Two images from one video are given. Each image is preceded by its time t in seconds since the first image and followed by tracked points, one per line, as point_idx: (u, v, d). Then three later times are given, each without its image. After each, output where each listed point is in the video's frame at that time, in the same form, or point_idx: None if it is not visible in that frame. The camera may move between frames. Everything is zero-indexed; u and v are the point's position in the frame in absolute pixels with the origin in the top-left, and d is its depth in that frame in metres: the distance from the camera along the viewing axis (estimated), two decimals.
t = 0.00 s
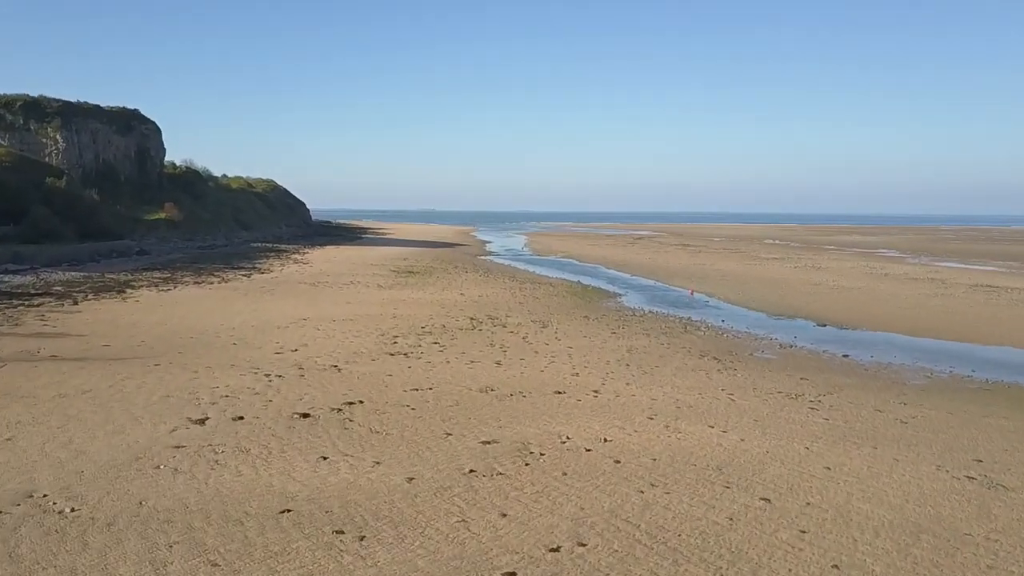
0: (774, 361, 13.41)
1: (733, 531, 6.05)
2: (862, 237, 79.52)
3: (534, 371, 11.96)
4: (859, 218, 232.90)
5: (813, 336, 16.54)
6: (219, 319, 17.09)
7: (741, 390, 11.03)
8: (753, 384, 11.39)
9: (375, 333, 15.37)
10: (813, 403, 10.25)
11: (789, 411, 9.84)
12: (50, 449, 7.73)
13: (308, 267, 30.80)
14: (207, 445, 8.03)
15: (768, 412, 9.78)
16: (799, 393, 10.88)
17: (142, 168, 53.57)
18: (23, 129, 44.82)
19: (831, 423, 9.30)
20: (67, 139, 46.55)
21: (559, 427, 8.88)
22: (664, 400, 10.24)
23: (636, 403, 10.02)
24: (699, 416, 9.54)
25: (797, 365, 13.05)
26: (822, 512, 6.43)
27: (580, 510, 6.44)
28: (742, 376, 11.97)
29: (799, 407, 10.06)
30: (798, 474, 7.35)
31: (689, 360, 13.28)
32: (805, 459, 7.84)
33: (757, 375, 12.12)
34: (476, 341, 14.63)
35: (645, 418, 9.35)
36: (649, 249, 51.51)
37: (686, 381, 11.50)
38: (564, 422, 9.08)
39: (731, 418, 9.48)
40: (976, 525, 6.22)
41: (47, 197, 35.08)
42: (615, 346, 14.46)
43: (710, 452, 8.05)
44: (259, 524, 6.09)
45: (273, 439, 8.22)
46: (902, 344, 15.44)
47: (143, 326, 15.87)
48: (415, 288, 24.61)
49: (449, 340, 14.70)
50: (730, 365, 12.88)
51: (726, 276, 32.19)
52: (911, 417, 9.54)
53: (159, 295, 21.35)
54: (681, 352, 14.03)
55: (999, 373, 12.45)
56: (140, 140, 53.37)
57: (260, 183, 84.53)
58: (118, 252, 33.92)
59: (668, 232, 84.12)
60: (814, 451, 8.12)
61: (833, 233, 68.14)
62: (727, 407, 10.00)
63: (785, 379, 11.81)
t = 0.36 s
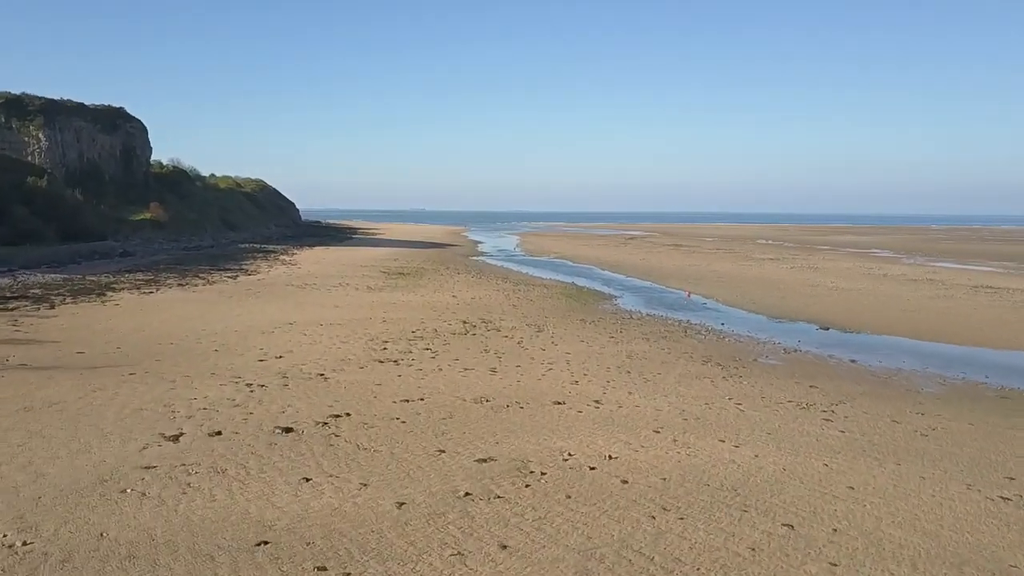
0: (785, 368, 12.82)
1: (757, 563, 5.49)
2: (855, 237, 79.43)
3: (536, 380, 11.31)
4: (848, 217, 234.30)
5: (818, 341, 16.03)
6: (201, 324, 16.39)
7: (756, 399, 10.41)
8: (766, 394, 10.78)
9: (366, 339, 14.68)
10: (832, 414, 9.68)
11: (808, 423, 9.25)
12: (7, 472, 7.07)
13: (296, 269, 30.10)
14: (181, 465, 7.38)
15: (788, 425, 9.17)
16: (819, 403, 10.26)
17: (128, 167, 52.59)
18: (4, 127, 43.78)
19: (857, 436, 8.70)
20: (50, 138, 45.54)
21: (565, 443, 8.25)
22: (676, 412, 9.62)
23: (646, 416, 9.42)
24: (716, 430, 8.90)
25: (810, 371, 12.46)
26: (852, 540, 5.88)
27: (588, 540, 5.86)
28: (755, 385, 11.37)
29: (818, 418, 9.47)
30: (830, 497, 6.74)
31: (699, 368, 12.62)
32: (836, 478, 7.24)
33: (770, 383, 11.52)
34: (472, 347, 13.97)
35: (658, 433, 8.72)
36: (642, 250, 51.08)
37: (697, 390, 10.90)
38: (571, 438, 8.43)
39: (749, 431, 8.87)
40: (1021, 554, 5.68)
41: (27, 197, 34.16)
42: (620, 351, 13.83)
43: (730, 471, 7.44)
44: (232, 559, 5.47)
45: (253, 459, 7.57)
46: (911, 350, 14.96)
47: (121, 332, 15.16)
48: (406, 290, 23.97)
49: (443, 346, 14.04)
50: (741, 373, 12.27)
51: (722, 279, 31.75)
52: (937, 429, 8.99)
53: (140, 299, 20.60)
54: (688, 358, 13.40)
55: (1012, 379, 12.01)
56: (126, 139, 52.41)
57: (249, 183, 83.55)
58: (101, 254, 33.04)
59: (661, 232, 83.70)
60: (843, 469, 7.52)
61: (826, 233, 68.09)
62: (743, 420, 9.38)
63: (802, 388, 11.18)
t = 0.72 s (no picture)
0: (802, 375, 12.11)
1: None
2: (854, 238, 78.96)
3: (538, 394, 10.66)
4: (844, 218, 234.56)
5: (835, 339, 15.31)
6: (187, 321, 15.59)
7: (773, 415, 9.75)
8: (784, 408, 10.14)
9: (360, 347, 13.99)
10: (858, 434, 9.02)
11: (833, 444, 8.62)
12: None
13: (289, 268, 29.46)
14: (155, 484, 6.67)
15: (811, 446, 8.54)
16: (841, 420, 9.61)
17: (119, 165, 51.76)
18: None
19: (885, 460, 8.07)
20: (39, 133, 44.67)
21: (573, 471, 7.60)
22: (688, 432, 8.97)
23: (657, 437, 8.76)
24: (732, 454, 8.27)
25: (827, 380, 11.78)
26: None
27: None
28: (770, 397, 10.72)
29: (844, 438, 8.82)
30: (868, 541, 6.10)
31: (711, 378, 11.94)
32: (869, 518, 6.59)
33: (787, 395, 10.85)
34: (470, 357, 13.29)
35: (670, 458, 8.09)
36: (641, 249, 50.47)
37: (709, 405, 10.23)
38: (578, 465, 7.78)
39: (770, 456, 8.23)
40: None
41: (13, 192, 33.32)
42: (625, 360, 13.15)
43: (755, 506, 6.78)
44: None
45: (235, 481, 6.88)
46: (933, 349, 14.26)
47: (102, 326, 14.33)
48: (402, 292, 23.42)
49: (440, 356, 13.34)
50: (755, 383, 11.59)
51: (725, 274, 31.07)
52: (973, 452, 8.32)
53: (127, 299, 19.92)
54: (697, 366, 12.73)
55: None
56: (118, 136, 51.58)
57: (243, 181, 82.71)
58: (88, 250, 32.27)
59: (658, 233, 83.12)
60: (876, 505, 6.88)
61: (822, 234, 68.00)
62: (762, 441, 8.74)
63: (821, 401, 10.52)
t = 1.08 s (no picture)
0: (819, 384, 11.56)
1: None
2: (857, 238, 78.38)
3: (544, 404, 10.10)
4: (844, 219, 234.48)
5: (849, 344, 14.77)
6: (178, 325, 15.06)
7: (794, 430, 9.19)
8: (804, 420, 9.59)
9: (357, 354, 13.44)
10: (885, 449, 8.46)
11: (859, 462, 8.07)
12: None
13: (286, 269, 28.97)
14: (128, 512, 6.10)
15: (838, 465, 7.98)
16: (864, 433, 9.07)
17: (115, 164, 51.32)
18: None
19: (917, 480, 7.54)
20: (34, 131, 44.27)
21: (585, 493, 7.05)
22: (706, 449, 8.42)
23: (674, 453, 8.21)
24: (755, 473, 7.72)
25: (847, 389, 11.22)
26: None
27: None
28: (788, 408, 10.17)
29: (871, 456, 8.26)
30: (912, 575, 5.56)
31: (724, 386, 11.38)
32: (911, 546, 6.06)
33: (806, 406, 10.29)
34: (471, 365, 12.73)
35: (688, 478, 7.53)
36: (643, 250, 50.01)
37: (725, 417, 9.68)
38: (589, 486, 7.24)
39: (795, 476, 7.66)
40: None
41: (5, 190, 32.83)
42: (635, 367, 12.61)
43: (785, 534, 6.23)
44: None
45: (217, 505, 6.31)
46: (953, 354, 13.72)
47: (88, 330, 13.79)
48: (400, 294, 22.95)
49: (440, 364, 12.77)
50: (771, 392, 11.05)
51: (730, 274, 30.55)
52: (1009, 470, 7.80)
53: (119, 297, 19.42)
54: (710, 374, 12.16)
55: None
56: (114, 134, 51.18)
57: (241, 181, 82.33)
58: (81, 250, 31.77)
59: (659, 234, 82.62)
60: (914, 532, 6.33)
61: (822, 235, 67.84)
62: (784, 458, 8.18)
63: (842, 413, 9.97)
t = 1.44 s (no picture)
0: (838, 393, 11.00)
1: None
2: (859, 238, 77.92)
3: (550, 416, 9.55)
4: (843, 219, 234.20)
5: (865, 350, 14.24)
6: (167, 329, 14.49)
7: (817, 445, 8.63)
8: (826, 434, 9.02)
9: (353, 360, 12.87)
10: (916, 466, 7.90)
11: (890, 481, 7.50)
12: None
13: (282, 270, 28.45)
14: (96, 543, 5.54)
15: (868, 485, 7.41)
16: (892, 448, 8.51)
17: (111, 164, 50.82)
18: None
19: (955, 501, 6.98)
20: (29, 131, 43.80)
21: (597, 518, 6.48)
22: (725, 466, 7.85)
23: (690, 472, 7.65)
24: (779, 493, 7.15)
25: (868, 399, 10.67)
26: None
27: None
28: (808, 420, 9.62)
29: (902, 474, 7.70)
30: None
31: (739, 395, 10.82)
32: None
33: (827, 418, 9.73)
34: (473, 372, 12.17)
35: (708, 499, 6.98)
36: (644, 250, 49.50)
37: (742, 430, 9.11)
38: (602, 509, 6.67)
39: (824, 497, 7.09)
40: None
41: None
42: (644, 375, 12.04)
43: (819, 565, 5.69)
44: None
45: (195, 534, 5.75)
46: (974, 360, 13.18)
47: (73, 334, 13.23)
48: (398, 296, 22.43)
49: (440, 371, 12.21)
50: (789, 402, 10.49)
51: (735, 275, 30.01)
52: None
53: (109, 299, 18.86)
54: (722, 382, 11.60)
55: None
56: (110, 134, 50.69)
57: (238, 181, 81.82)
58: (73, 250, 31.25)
59: (660, 234, 82.19)
60: (959, 563, 5.79)
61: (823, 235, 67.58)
62: (809, 476, 7.62)
63: (866, 426, 9.41)
